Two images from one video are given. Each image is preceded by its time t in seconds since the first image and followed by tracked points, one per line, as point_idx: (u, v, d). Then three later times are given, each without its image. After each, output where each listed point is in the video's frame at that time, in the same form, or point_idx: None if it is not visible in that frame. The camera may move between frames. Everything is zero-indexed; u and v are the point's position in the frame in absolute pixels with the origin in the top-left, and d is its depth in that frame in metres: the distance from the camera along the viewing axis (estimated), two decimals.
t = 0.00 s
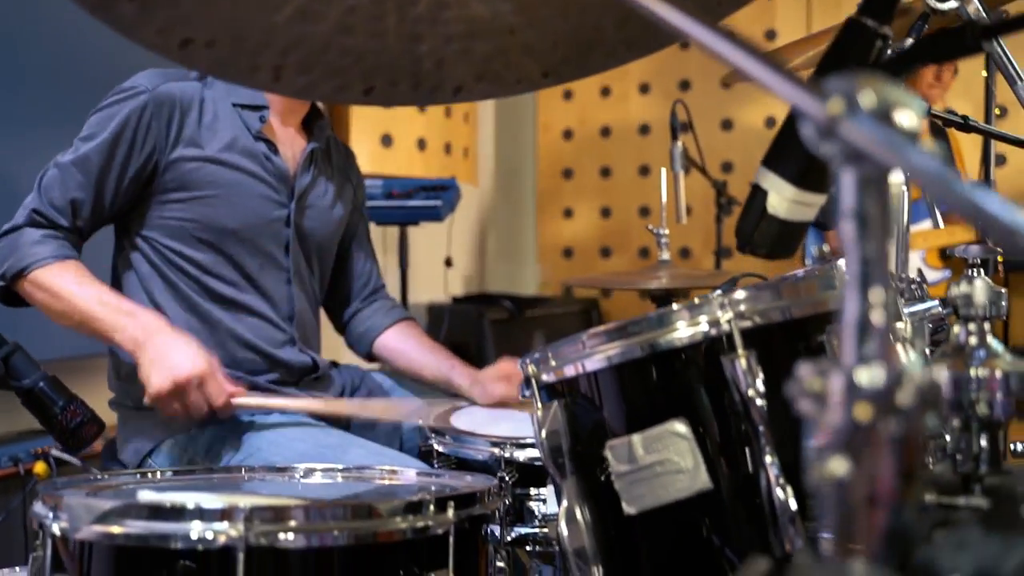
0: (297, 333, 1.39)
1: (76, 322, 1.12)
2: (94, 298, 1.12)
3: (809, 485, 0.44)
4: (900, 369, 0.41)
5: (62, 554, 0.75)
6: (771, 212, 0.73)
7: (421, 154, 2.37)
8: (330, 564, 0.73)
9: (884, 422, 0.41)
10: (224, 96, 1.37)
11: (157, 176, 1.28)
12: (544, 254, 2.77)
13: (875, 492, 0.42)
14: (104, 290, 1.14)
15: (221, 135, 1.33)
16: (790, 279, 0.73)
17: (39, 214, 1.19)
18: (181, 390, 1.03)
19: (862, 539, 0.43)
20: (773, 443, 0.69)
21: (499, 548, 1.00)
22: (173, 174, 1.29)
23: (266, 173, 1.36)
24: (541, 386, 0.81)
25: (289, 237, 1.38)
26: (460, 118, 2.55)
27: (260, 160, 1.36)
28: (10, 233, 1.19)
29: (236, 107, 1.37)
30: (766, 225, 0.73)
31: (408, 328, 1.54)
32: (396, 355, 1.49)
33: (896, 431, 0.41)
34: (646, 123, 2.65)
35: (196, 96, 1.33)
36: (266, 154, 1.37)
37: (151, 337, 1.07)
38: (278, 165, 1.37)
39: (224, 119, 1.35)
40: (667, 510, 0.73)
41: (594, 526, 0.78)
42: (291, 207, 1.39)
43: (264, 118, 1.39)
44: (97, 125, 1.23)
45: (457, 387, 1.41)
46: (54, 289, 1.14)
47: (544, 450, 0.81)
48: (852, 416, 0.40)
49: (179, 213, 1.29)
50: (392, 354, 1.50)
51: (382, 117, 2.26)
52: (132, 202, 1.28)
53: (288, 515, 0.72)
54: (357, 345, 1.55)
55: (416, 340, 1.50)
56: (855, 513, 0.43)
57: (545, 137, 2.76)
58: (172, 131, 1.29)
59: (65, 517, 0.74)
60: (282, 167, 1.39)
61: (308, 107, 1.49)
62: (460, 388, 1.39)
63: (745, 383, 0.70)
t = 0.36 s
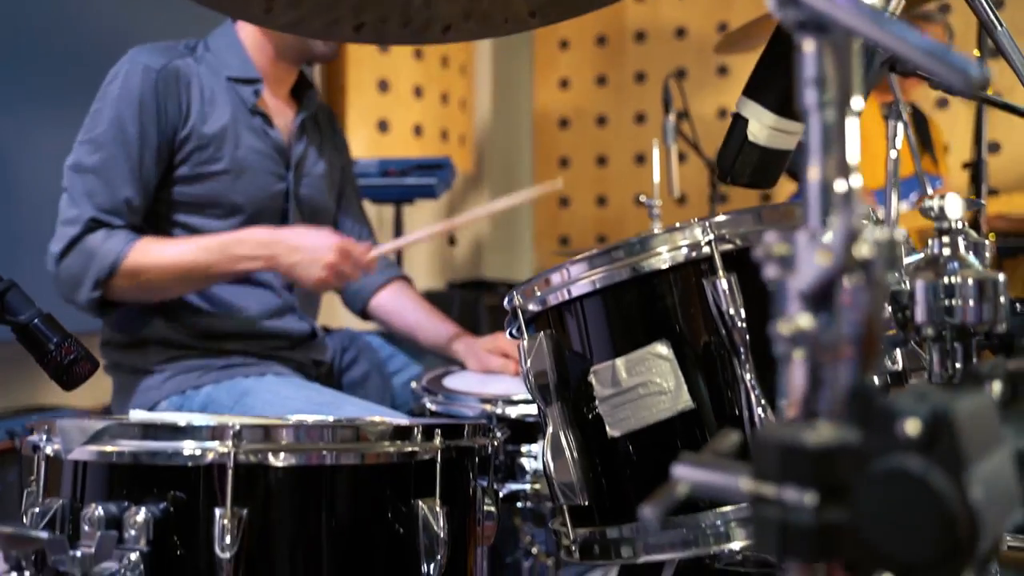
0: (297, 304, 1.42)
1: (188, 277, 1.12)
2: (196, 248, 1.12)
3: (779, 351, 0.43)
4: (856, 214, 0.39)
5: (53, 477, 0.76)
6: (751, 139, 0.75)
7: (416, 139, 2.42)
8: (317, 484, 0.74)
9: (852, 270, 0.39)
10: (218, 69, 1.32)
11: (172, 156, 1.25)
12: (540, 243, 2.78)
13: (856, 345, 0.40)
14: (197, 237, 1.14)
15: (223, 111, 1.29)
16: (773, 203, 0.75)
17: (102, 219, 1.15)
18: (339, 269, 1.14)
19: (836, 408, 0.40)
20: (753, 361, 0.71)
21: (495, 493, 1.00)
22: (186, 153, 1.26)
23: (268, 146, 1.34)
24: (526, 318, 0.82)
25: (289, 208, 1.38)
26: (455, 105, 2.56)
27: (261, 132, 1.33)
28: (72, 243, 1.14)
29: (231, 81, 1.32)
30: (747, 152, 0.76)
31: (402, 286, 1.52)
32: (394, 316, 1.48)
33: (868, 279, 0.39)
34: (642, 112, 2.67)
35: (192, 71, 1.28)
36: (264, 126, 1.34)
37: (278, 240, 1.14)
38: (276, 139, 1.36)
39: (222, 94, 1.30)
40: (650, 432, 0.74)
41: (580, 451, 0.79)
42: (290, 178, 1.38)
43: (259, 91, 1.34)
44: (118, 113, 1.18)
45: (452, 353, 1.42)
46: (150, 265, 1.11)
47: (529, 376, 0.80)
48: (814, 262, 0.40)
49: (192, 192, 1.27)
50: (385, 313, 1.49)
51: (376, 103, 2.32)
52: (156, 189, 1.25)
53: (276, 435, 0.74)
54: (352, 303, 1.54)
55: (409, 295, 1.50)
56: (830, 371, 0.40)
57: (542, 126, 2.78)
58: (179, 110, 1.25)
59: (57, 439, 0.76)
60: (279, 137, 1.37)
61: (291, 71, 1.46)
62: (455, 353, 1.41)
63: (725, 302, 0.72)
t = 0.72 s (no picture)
0: (310, 282, 1.39)
1: (280, 258, 1.14)
2: (291, 232, 1.15)
3: (853, 258, 0.42)
4: (949, 112, 0.38)
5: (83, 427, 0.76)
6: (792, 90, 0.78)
7: (422, 128, 2.41)
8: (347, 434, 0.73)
9: (936, 176, 0.39)
10: (244, 42, 1.32)
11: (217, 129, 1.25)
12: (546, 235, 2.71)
13: (941, 251, 0.39)
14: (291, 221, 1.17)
15: (255, 83, 1.29)
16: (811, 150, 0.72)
17: (185, 192, 1.13)
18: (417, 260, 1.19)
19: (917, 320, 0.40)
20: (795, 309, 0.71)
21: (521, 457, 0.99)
22: (231, 126, 1.25)
23: (296, 119, 1.34)
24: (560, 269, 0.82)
25: (313, 182, 1.37)
26: (461, 95, 2.55)
27: (289, 106, 1.34)
28: (156, 219, 1.12)
29: (255, 55, 1.32)
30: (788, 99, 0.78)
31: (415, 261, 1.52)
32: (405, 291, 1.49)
33: (949, 185, 0.39)
34: (648, 103, 2.61)
35: (224, 44, 1.28)
36: (289, 103, 1.35)
37: (364, 229, 1.18)
38: (300, 115, 1.36)
39: (251, 67, 1.30)
40: (689, 383, 0.73)
41: (615, 407, 0.79)
42: (314, 152, 1.38)
43: (284, 64, 1.34)
44: (171, 85, 1.17)
45: (467, 329, 1.41)
46: (245, 246, 1.12)
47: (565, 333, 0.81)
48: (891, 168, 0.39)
49: (236, 166, 1.27)
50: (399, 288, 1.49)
51: (384, 92, 2.32)
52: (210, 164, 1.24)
53: (305, 383, 0.72)
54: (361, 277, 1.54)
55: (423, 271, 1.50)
56: (906, 276, 0.40)
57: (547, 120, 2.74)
58: (221, 81, 1.25)
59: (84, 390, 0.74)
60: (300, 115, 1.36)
61: (306, 47, 1.46)
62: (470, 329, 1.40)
63: (768, 249, 0.71)
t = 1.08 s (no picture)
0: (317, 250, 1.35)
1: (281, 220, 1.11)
2: (297, 195, 1.11)
3: (933, 117, 0.39)
4: None
5: (90, 365, 0.72)
6: (830, 9, 0.84)
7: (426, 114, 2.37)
8: (363, 367, 0.69)
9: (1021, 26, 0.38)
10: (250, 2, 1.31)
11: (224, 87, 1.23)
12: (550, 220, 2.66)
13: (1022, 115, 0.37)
14: (300, 185, 1.13)
15: (262, 41, 1.28)
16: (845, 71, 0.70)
17: (186, 145, 1.12)
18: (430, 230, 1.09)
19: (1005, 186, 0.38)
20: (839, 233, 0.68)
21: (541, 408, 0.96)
22: (238, 82, 1.24)
23: (302, 80, 1.32)
24: (586, 204, 0.79)
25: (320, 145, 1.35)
26: (465, 81, 2.52)
27: (294, 66, 1.32)
28: (158, 173, 1.11)
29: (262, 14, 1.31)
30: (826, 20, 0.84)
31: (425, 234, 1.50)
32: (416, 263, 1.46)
33: None
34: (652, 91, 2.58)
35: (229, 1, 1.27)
36: (297, 63, 1.33)
37: (373, 195, 1.10)
38: (307, 76, 1.33)
39: (257, 27, 1.28)
40: (725, 316, 0.70)
41: (644, 346, 0.75)
42: (322, 116, 1.35)
43: (290, 23, 1.33)
44: (175, 39, 1.16)
45: (478, 300, 1.37)
46: (244, 204, 1.09)
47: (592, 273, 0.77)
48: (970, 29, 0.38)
49: (243, 125, 1.25)
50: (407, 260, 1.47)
51: (388, 77, 2.30)
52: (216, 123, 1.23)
53: (319, 315, 0.68)
54: (371, 250, 1.52)
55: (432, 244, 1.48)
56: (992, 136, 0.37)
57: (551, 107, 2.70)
58: (228, 37, 1.24)
59: (88, 324, 0.71)
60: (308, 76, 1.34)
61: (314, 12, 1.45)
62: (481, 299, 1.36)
63: (808, 174, 0.68)
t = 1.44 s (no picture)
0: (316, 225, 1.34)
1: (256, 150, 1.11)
2: (270, 125, 1.12)
3: (965, 6, 0.37)
4: None
5: (73, 321, 0.71)
6: None
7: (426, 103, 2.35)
8: (360, 318, 0.67)
9: None
10: None
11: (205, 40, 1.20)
12: (551, 212, 2.66)
13: None
14: (269, 116, 1.14)
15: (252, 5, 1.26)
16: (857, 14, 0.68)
17: (158, 98, 1.09)
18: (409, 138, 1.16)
19: None
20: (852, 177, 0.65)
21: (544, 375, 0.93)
22: (220, 37, 1.21)
23: (296, 52, 1.31)
24: (589, 155, 0.77)
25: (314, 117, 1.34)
26: (465, 72, 2.50)
27: (286, 32, 1.30)
28: (129, 123, 1.08)
29: None
30: None
31: (424, 215, 1.49)
32: (414, 242, 1.45)
33: None
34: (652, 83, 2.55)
35: None
36: (288, 29, 1.31)
37: (346, 112, 1.14)
38: (299, 45, 1.32)
39: None
40: (733, 266, 0.68)
41: (651, 302, 0.73)
42: (316, 87, 1.35)
43: None
44: None
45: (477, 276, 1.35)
46: (216, 139, 1.09)
47: (596, 227, 0.74)
48: None
49: (227, 82, 1.23)
50: (407, 241, 1.46)
51: (385, 66, 2.26)
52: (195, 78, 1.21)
53: (313, 265, 0.66)
54: (371, 231, 1.49)
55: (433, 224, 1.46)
56: None
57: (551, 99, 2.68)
58: None
59: (73, 277, 0.69)
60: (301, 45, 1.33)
61: None
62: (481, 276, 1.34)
63: (820, 116, 0.65)
